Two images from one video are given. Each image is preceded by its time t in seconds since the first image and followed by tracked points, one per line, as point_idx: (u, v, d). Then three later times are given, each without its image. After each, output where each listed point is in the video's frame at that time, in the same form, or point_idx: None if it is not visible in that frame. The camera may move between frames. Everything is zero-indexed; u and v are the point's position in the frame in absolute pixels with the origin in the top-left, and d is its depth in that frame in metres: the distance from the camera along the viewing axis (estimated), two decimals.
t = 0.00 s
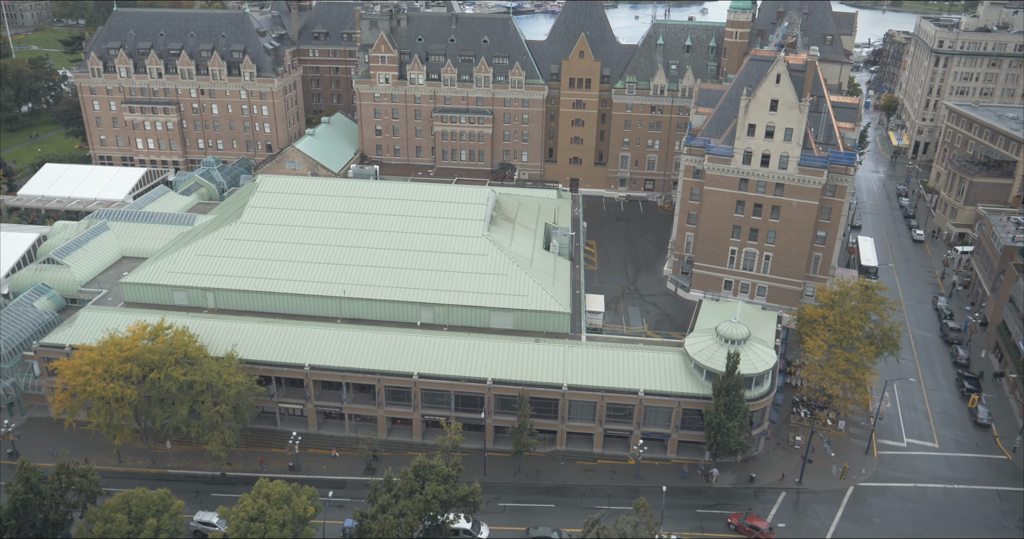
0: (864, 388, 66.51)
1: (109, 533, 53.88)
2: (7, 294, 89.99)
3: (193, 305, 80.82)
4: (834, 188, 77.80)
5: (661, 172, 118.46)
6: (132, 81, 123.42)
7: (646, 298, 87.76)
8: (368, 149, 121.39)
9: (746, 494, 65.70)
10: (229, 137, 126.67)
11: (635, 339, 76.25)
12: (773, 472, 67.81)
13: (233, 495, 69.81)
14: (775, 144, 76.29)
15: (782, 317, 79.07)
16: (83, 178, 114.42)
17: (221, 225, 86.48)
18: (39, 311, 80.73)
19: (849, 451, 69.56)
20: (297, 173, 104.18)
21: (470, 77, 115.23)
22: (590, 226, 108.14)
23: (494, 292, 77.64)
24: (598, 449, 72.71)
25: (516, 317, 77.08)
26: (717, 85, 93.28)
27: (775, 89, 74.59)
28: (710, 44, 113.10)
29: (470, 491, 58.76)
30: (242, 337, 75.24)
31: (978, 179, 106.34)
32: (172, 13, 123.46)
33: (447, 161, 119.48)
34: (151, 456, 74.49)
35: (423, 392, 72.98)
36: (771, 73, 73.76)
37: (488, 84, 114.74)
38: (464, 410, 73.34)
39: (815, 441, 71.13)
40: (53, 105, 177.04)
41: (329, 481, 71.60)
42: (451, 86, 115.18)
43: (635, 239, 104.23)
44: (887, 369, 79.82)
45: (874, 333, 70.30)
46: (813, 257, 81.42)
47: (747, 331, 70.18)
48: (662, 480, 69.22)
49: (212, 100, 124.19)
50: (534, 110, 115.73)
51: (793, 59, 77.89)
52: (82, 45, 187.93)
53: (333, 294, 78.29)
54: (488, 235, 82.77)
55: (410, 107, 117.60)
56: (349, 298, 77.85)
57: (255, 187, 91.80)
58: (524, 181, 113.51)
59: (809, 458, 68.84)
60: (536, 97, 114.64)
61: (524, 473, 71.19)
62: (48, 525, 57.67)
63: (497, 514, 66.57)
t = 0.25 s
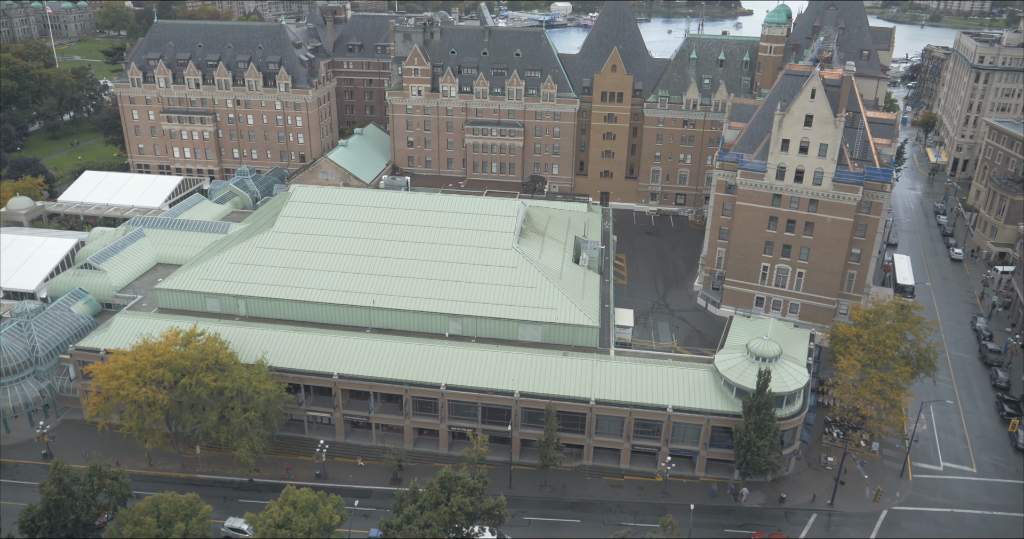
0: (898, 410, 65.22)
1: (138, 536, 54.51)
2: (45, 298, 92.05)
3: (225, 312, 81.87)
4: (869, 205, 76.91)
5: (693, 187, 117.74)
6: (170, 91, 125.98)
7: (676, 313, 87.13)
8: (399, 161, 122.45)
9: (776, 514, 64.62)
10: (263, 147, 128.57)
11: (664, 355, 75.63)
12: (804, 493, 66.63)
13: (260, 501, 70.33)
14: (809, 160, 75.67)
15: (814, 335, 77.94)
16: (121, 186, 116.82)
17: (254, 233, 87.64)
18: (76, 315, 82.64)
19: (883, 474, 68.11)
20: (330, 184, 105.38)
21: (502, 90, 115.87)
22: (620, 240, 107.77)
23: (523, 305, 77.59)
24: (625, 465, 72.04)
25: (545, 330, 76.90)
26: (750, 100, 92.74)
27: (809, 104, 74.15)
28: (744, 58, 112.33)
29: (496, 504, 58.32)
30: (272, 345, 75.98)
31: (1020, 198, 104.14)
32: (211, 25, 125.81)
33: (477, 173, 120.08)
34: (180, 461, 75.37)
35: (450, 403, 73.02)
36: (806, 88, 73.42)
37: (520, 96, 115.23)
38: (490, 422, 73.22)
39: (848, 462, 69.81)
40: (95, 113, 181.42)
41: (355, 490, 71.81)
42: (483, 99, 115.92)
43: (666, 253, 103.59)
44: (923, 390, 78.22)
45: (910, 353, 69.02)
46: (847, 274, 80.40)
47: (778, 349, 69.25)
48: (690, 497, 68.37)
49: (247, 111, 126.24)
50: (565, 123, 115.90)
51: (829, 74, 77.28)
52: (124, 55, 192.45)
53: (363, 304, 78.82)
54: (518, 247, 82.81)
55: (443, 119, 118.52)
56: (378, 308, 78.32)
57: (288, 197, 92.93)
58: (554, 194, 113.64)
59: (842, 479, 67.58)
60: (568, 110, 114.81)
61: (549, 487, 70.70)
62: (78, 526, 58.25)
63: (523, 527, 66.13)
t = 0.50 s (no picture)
0: (936, 432, 63.74)
1: None
2: (83, 303, 93.92)
3: (257, 320, 82.80)
4: (907, 222, 75.60)
5: (726, 202, 116.73)
6: (208, 101, 128.36)
7: (707, 329, 86.29)
8: (431, 172, 123.35)
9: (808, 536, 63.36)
10: (298, 158, 130.29)
11: (695, 371, 74.83)
12: (837, 515, 65.30)
13: (288, 508, 70.73)
14: (844, 176, 74.95)
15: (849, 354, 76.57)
16: (158, 194, 119.11)
17: (287, 242, 88.68)
18: (113, 320, 83.94)
19: (920, 498, 66.52)
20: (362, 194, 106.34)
21: (534, 103, 116.28)
22: (651, 254, 107.16)
23: (553, 317, 77.37)
24: (653, 481, 71.24)
25: (574, 343, 76.57)
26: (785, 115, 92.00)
27: (846, 118, 73.60)
28: (779, 72, 111.51)
29: (522, 517, 58.16)
30: (302, 353, 76.63)
31: None
32: (248, 37, 128.11)
33: (509, 185, 120.45)
34: (211, 466, 76.15)
35: (478, 415, 72.93)
36: (843, 103, 73.04)
37: (552, 109, 115.46)
38: (518, 435, 72.95)
39: (883, 485, 68.31)
40: (134, 123, 185.40)
41: (382, 499, 71.88)
42: (515, 111, 116.39)
43: (697, 268, 102.72)
44: (963, 412, 76.43)
45: (949, 374, 67.48)
46: (883, 292, 79.06)
47: (812, 367, 68.18)
48: (719, 516, 67.35)
49: (283, 121, 128.10)
50: (597, 136, 115.81)
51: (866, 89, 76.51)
52: (164, 66, 196.70)
53: (393, 314, 79.20)
54: (548, 260, 82.69)
55: (475, 132, 119.22)
56: (408, 318, 78.65)
57: (321, 206, 93.95)
58: (585, 207, 113.52)
59: (877, 501, 66.09)
60: (600, 123, 114.72)
61: (577, 502, 70.05)
62: (110, 528, 59.08)
63: None
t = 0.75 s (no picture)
0: (976, 457, 62.10)
1: None
2: (120, 308, 95.71)
3: (288, 328, 83.64)
4: (947, 240, 74.27)
5: (759, 218, 115.53)
6: (245, 112, 130.55)
7: (739, 346, 85.32)
8: (463, 185, 124.05)
9: None
10: (331, 169, 131.84)
11: (726, 388, 73.89)
12: None
13: (315, 517, 71.04)
14: (882, 193, 73.82)
15: (885, 374, 74.95)
16: (194, 202, 121.28)
17: (319, 252, 89.62)
18: (148, 326, 85.36)
19: (958, 524, 64.82)
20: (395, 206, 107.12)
21: (567, 116, 116.51)
22: (683, 269, 106.39)
23: (582, 332, 76.99)
24: (682, 500, 70.37)
25: (603, 358, 76.09)
26: (822, 131, 90.99)
27: (883, 135, 72.49)
28: (815, 88, 110.24)
29: (548, 533, 57.70)
30: (332, 362, 77.17)
31: None
32: (286, 49, 130.19)
33: (540, 198, 120.66)
34: (240, 473, 76.87)
35: (506, 428, 72.70)
36: (880, 119, 71.91)
37: (585, 123, 115.47)
38: (545, 449, 72.59)
39: (920, 510, 66.61)
40: (174, 133, 189.39)
41: (408, 510, 71.85)
42: (548, 125, 116.66)
43: (730, 284, 101.71)
44: (1004, 437, 74.55)
45: (989, 397, 65.70)
46: (921, 312, 77.63)
47: (847, 387, 66.97)
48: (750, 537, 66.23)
49: (318, 133, 129.76)
50: (630, 150, 115.55)
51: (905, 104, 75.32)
52: (203, 77, 200.70)
53: (422, 325, 79.46)
54: (578, 273, 82.41)
55: (507, 144, 119.73)
56: (438, 330, 78.84)
57: (354, 217, 94.80)
58: (617, 222, 113.19)
59: (913, 527, 64.42)
60: (633, 137, 114.47)
61: (604, 519, 69.29)
62: (141, 532, 59.83)
63: None
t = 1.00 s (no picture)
0: (1017, 483, 60.09)
1: None
2: (154, 313, 97.33)
3: (318, 337, 84.32)
4: (986, 260, 73.27)
5: (793, 234, 114.19)
6: (280, 123, 132.48)
7: (770, 364, 84.18)
8: (494, 197, 124.52)
9: None
10: (364, 180, 133.15)
11: (757, 406, 72.85)
12: None
13: (341, 526, 71.21)
14: (920, 210, 72.59)
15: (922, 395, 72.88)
16: (229, 210, 123.21)
17: (350, 262, 90.39)
18: (181, 332, 86.58)
19: None
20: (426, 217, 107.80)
21: (598, 130, 116.49)
22: (714, 285, 105.44)
23: (611, 346, 76.54)
24: (711, 518, 69.48)
25: (632, 374, 75.54)
26: (858, 147, 89.90)
27: (922, 151, 71.40)
28: (851, 103, 108.95)
29: None
30: (361, 371, 77.56)
31: None
32: (321, 61, 132.02)
33: (571, 212, 120.60)
34: (268, 480, 77.40)
35: (532, 441, 72.35)
36: (919, 135, 70.89)
37: (616, 137, 115.33)
38: (573, 463, 72.11)
39: (957, 536, 64.52)
40: (210, 142, 193.07)
41: (434, 522, 71.68)
42: (579, 138, 116.77)
43: (762, 301, 100.55)
44: None
45: None
46: (960, 333, 76.22)
47: (882, 408, 65.65)
48: None
49: (351, 144, 131.20)
50: (662, 165, 115.09)
51: (945, 120, 74.16)
52: (239, 88, 204.37)
53: (451, 336, 79.60)
54: (608, 287, 82.06)
55: (538, 157, 119.99)
56: (466, 341, 78.92)
57: (385, 228, 95.53)
58: (647, 236, 112.59)
59: None
60: (665, 151, 114.02)
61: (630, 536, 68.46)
62: (170, 536, 60.51)
63: None
